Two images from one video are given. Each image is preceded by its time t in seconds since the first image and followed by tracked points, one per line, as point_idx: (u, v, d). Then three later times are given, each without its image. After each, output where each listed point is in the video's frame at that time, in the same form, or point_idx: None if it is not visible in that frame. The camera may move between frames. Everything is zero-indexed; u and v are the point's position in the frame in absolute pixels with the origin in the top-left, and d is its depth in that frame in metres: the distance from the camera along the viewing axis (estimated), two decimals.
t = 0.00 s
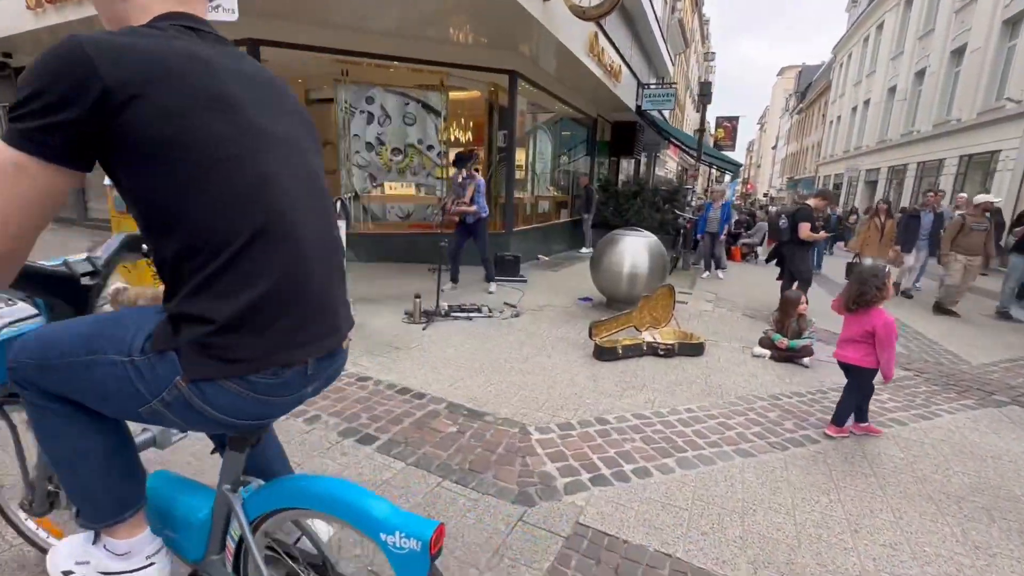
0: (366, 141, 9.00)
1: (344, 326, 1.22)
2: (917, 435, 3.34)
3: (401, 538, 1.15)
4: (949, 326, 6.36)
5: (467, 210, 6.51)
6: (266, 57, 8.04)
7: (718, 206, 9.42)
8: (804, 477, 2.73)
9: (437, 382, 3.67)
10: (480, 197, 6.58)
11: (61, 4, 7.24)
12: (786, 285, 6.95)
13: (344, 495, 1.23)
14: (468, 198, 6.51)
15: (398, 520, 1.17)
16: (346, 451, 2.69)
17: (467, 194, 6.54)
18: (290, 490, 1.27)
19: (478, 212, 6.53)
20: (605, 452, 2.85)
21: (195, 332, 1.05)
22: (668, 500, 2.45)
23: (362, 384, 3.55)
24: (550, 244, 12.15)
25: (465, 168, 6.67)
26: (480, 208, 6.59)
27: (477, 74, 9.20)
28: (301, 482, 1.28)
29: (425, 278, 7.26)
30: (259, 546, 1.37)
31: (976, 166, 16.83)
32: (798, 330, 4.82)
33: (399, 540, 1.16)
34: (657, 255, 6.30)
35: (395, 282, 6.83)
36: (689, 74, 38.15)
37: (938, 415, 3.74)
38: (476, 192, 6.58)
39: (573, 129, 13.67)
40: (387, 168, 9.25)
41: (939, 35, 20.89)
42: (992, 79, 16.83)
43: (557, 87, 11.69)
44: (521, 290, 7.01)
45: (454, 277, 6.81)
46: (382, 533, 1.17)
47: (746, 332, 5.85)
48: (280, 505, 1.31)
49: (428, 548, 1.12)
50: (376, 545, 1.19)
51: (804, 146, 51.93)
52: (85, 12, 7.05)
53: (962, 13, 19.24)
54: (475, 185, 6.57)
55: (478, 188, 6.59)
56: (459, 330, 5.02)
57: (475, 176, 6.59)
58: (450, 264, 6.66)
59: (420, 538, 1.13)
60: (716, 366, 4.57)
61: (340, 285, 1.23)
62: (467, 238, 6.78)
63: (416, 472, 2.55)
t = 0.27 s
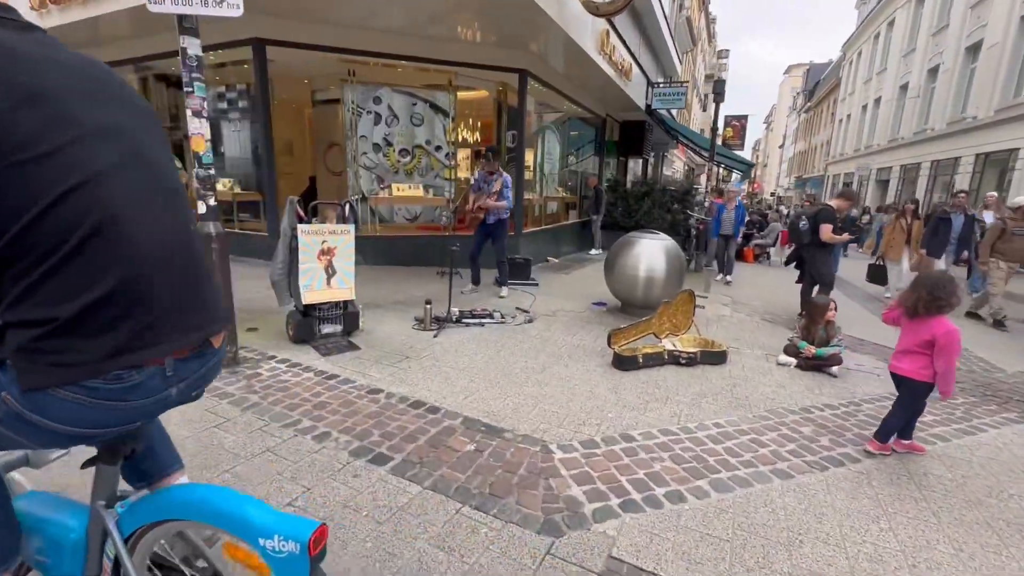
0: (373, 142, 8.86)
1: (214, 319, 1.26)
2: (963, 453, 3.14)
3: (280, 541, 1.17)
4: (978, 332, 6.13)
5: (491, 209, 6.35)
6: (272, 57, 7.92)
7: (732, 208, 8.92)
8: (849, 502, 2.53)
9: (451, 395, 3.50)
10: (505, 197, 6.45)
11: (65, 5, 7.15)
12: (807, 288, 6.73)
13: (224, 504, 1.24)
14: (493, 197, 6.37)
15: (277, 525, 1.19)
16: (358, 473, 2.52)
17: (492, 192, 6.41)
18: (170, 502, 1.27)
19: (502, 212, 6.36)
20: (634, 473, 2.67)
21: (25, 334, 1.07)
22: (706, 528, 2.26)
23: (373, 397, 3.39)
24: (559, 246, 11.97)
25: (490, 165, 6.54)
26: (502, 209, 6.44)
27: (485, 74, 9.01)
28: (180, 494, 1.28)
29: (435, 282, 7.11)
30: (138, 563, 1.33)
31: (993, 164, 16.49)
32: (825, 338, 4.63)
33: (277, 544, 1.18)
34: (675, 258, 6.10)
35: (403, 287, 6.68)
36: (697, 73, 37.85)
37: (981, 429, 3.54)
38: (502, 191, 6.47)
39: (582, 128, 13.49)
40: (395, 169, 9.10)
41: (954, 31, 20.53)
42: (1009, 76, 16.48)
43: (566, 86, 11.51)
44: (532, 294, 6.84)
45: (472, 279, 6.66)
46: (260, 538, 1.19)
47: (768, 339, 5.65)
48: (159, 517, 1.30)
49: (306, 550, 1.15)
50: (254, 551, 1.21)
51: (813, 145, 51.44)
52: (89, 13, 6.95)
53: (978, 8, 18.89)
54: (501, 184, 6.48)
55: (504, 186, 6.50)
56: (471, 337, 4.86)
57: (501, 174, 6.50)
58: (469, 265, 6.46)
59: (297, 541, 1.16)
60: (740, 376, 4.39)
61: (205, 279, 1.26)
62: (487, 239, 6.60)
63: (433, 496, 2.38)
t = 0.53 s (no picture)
0: (383, 143, 8.76)
1: (67, 319, 1.31)
2: (1012, 468, 2.96)
3: (146, 536, 1.24)
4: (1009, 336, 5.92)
5: (511, 208, 6.28)
6: (281, 58, 7.83)
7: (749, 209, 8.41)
8: (897, 524, 2.37)
9: (469, 406, 3.36)
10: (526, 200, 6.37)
11: (74, 7, 7.09)
12: (829, 291, 6.52)
13: (88, 504, 1.30)
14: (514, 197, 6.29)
15: (143, 521, 1.24)
16: (375, 492, 2.39)
17: (513, 192, 6.34)
18: (34, 506, 1.32)
19: (521, 213, 6.27)
20: (666, 491, 2.52)
21: None
22: (748, 555, 2.10)
23: (388, 408, 3.25)
24: (570, 248, 11.82)
25: (514, 166, 6.47)
26: (518, 212, 6.40)
27: (496, 73, 8.87)
28: (46, 498, 1.34)
29: (446, 285, 6.98)
30: (2, 558, 1.39)
31: (1011, 163, 16.18)
32: (855, 344, 4.47)
33: (144, 538, 1.24)
34: (693, 260, 5.93)
35: (415, 291, 6.55)
36: (706, 72, 37.59)
37: None
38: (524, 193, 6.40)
39: (592, 129, 13.34)
40: (404, 171, 8.99)
41: (970, 28, 20.18)
42: None
43: (577, 85, 11.35)
44: (546, 298, 6.70)
45: (487, 282, 6.53)
46: (126, 534, 1.25)
47: (791, 344, 5.47)
48: (28, 521, 1.35)
49: (173, 540, 1.22)
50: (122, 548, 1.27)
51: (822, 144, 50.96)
52: (98, 15, 6.90)
53: (995, 4, 18.57)
54: (524, 185, 6.40)
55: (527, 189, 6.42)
56: (486, 343, 4.71)
57: (526, 176, 6.44)
58: (484, 266, 6.33)
59: (164, 534, 1.22)
60: (767, 385, 4.22)
61: (59, 280, 1.31)
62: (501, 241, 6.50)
63: (456, 518, 2.24)
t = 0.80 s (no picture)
0: (393, 145, 8.67)
1: None
2: None
3: None
4: None
5: (528, 209, 6.17)
6: (291, 60, 7.76)
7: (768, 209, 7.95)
8: (955, 544, 2.21)
9: (490, 414, 3.24)
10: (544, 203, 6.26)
11: (84, 10, 7.05)
12: (852, 294, 6.34)
13: None
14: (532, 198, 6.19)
15: None
16: (398, 508, 2.27)
17: (532, 193, 6.23)
18: None
19: (537, 214, 6.17)
20: (704, 508, 2.39)
21: None
22: None
23: (407, 417, 3.13)
24: (581, 250, 11.69)
25: (533, 166, 6.32)
26: (533, 215, 6.28)
27: (507, 73, 8.74)
28: None
29: (459, 289, 6.87)
30: None
31: None
32: (886, 348, 4.31)
33: None
34: (713, 262, 5.78)
35: (428, 294, 6.43)
36: (713, 73, 37.38)
37: None
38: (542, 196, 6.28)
39: (602, 129, 13.19)
40: (415, 173, 8.91)
41: (984, 25, 19.91)
42: None
43: (587, 85, 11.23)
44: (561, 301, 6.57)
45: (500, 285, 6.32)
46: None
47: (816, 349, 5.30)
48: None
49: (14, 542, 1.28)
50: None
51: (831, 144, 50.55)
52: (108, 18, 6.84)
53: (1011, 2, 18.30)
54: (543, 187, 6.28)
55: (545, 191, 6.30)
56: (504, 348, 4.59)
57: (545, 177, 6.30)
58: (498, 268, 6.17)
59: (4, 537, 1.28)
60: (797, 392, 4.06)
61: None
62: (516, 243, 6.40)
63: (485, 538, 2.11)
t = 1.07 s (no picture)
0: (402, 150, 8.56)
1: None
2: None
3: None
4: None
5: (540, 214, 6.00)
6: (301, 64, 7.67)
7: (786, 215, 7.66)
8: None
9: (514, 432, 3.09)
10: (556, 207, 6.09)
11: (93, 15, 6.96)
12: (875, 301, 6.15)
13: None
14: (543, 203, 6.02)
15: None
16: (425, 539, 2.13)
17: (542, 198, 6.05)
18: None
19: (550, 219, 6.00)
20: (750, 538, 2.24)
21: None
22: None
23: (427, 435, 2.99)
24: (591, 255, 11.55)
25: (543, 169, 6.13)
26: (545, 220, 6.10)
27: (518, 77, 8.60)
28: None
29: (471, 296, 6.73)
30: None
31: None
32: (920, 360, 4.15)
33: None
34: (734, 269, 5.61)
35: (440, 302, 6.30)
36: (719, 76, 37.27)
37: None
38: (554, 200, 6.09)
39: (611, 133, 13.04)
40: (424, 178, 8.79)
41: (996, 26, 19.70)
42: None
43: (596, 88, 11.10)
44: (576, 309, 6.42)
45: (516, 295, 6.13)
46: None
47: (843, 359, 5.13)
48: None
49: None
50: None
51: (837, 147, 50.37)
52: (116, 22, 6.75)
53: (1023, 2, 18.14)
54: (554, 192, 6.07)
55: (557, 195, 6.10)
56: (522, 359, 4.44)
57: (556, 180, 6.10)
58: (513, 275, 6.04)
59: None
60: (830, 406, 3.90)
61: None
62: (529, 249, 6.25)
63: (520, 573, 1.97)
